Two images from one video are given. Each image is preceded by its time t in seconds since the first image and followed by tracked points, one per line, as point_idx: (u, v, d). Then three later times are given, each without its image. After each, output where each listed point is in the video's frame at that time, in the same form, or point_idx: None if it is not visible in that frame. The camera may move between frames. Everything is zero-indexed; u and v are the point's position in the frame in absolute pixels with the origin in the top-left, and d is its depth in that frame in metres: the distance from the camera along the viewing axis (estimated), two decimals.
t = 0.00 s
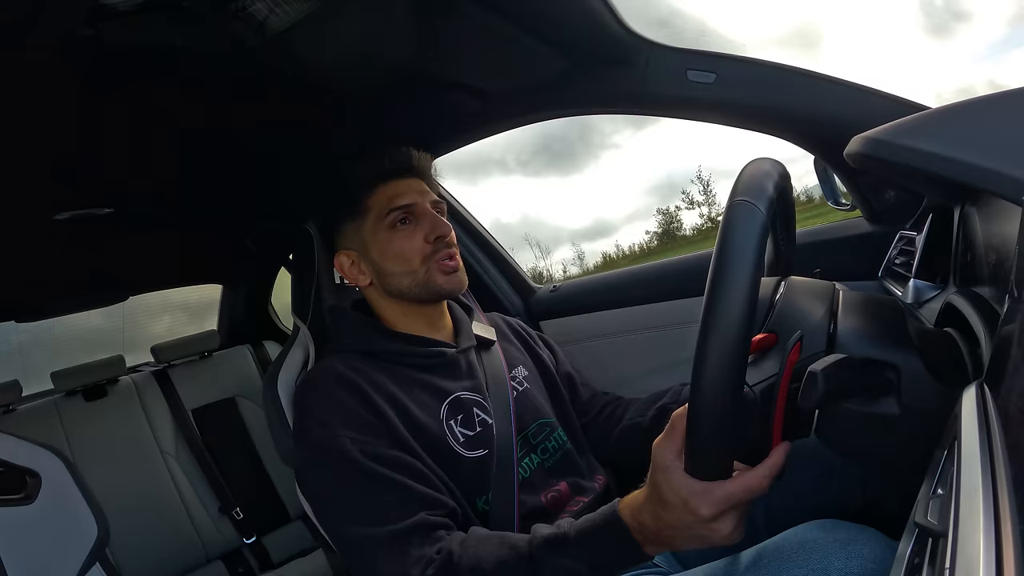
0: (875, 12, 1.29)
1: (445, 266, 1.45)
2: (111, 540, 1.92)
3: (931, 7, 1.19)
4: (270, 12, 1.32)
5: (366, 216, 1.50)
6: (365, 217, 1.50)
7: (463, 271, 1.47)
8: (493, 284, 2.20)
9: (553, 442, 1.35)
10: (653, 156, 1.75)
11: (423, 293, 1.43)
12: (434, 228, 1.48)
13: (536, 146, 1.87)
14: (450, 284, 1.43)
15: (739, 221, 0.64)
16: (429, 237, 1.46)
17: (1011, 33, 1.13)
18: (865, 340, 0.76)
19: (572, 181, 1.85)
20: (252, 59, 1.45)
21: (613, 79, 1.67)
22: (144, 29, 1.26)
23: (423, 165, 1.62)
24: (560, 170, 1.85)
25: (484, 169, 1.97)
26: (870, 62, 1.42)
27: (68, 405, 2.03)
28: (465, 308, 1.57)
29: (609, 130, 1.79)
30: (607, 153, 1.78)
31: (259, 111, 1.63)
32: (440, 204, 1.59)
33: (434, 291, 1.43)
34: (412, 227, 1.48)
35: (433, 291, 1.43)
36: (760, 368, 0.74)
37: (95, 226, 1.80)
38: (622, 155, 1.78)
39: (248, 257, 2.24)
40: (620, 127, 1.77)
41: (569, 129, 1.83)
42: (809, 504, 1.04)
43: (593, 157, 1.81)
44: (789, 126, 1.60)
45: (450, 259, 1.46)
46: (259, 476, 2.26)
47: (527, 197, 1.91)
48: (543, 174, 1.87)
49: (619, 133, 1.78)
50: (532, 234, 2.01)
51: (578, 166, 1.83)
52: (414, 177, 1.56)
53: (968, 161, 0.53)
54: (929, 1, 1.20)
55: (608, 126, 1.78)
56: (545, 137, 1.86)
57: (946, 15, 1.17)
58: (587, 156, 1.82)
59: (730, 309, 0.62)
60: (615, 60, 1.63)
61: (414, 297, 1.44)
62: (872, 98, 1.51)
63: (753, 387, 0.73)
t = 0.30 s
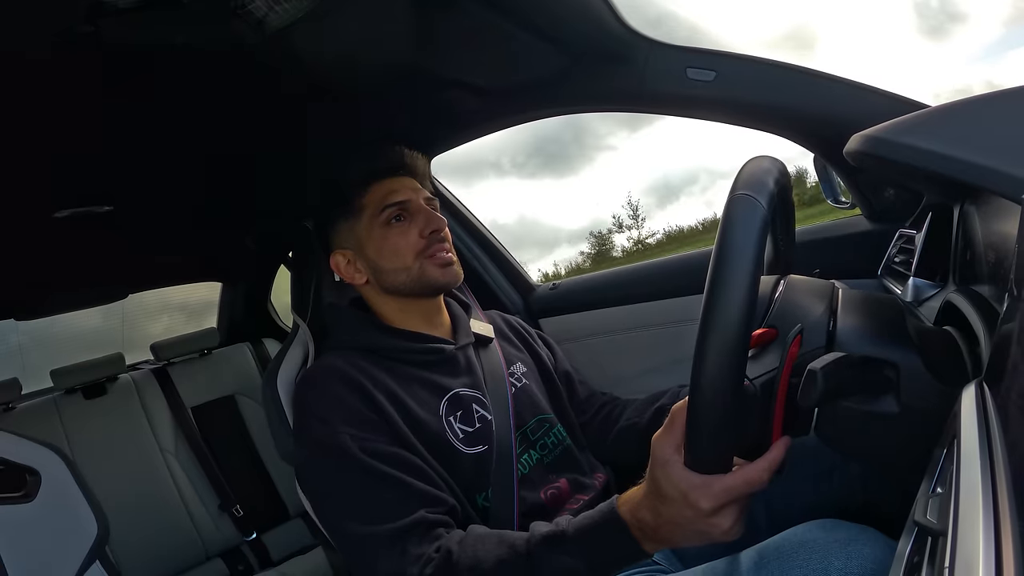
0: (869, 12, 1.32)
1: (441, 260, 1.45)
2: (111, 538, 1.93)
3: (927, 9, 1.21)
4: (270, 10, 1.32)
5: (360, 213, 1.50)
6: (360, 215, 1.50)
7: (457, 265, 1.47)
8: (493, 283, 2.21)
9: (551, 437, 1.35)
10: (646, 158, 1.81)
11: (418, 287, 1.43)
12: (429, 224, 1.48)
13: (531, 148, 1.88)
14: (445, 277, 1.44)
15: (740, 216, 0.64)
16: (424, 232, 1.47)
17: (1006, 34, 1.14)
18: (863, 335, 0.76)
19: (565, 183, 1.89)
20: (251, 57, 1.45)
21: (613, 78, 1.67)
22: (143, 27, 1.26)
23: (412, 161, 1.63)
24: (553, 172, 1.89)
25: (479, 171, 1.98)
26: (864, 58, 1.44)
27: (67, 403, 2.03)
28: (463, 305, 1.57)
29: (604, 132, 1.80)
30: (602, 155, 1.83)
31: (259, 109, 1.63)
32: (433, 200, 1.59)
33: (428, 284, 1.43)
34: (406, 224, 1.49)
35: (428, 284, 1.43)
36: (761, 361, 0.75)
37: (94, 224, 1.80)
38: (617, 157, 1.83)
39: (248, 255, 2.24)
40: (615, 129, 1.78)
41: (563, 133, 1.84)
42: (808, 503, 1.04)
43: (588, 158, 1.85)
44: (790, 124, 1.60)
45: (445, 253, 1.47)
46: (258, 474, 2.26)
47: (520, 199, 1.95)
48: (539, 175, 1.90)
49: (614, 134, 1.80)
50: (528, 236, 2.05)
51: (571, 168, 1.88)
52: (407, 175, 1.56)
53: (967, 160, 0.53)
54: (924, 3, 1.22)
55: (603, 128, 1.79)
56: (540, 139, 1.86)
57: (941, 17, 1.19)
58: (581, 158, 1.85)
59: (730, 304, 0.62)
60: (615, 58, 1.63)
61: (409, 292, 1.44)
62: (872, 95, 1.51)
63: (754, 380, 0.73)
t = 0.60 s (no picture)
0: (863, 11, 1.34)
1: (441, 259, 1.45)
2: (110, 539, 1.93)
3: (922, 11, 1.23)
4: (269, 11, 1.32)
5: (361, 213, 1.50)
6: (361, 213, 1.50)
7: (457, 264, 1.47)
8: (493, 283, 2.20)
9: (551, 437, 1.35)
10: (643, 159, 1.79)
11: (418, 287, 1.43)
12: (429, 223, 1.48)
13: (527, 150, 1.88)
14: (444, 276, 1.44)
15: (739, 218, 0.64)
16: (424, 231, 1.47)
17: (1002, 35, 1.15)
18: (864, 335, 0.74)
19: (561, 186, 1.88)
20: (251, 57, 1.45)
21: (612, 78, 1.67)
22: (142, 27, 1.26)
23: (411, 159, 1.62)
24: (549, 174, 1.87)
25: (476, 173, 1.98)
26: (859, 56, 1.45)
27: (67, 404, 2.03)
28: (463, 304, 1.58)
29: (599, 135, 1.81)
30: (597, 157, 1.82)
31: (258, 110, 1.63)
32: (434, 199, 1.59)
33: (428, 284, 1.43)
34: (407, 222, 1.49)
35: (428, 284, 1.43)
36: (757, 365, 0.74)
37: (93, 225, 1.80)
38: (612, 159, 1.82)
39: (247, 255, 2.24)
40: (610, 131, 1.79)
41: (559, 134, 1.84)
42: (807, 502, 1.05)
43: (583, 161, 1.84)
44: (790, 124, 1.60)
45: (445, 251, 1.46)
46: (258, 474, 2.26)
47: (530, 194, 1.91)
48: (534, 177, 1.89)
49: (610, 137, 1.80)
50: (527, 238, 2.03)
51: (568, 171, 1.86)
52: (408, 173, 1.56)
53: (966, 160, 0.53)
54: (921, 4, 1.24)
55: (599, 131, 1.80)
56: (535, 142, 1.86)
57: (937, 17, 1.21)
58: (577, 161, 1.84)
59: (728, 306, 0.62)
60: (614, 57, 1.63)
61: (409, 292, 1.44)
62: (871, 95, 1.51)
63: (751, 384, 0.73)
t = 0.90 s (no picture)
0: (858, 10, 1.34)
1: (439, 263, 1.45)
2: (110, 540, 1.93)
3: (919, 13, 1.23)
4: (270, 11, 1.32)
5: (360, 215, 1.50)
6: (360, 215, 1.50)
7: (456, 268, 1.48)
8: (493, 283, 2.20)
9: (552, 439, 1.35)
10: (637, 162, 1.78)
11: (417, 291, 1.43)
12: (428, 226, 1.49)
13: (522, 153, 1.87)
14: (444, 280, 1.44)
15: (739, 222, 0.64)
16: (423, 234, 1.47)
17: (999, 36, 1.15)
18: (866, 339, 0.74)
19: (556, 190, 1.85)
20: (252, 58, 1.45)
21: (613, 79, 1.67)
22: (144, 28, 1.26)
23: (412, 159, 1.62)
24: (544, 177, 1.85)
25: (471, 175, 1.96)
26: (850, 54, 1.45)
27: (68, 404, 2.03)
28: (464, 306, 1.57)
29: (594, 137, 1.80)
30: (591, 159, 1.80)
31: (260, 110, 1.63)
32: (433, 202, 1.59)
33: (427, 288, 1.43)
34: (406, 225, 1.49)
35: (427, 288, 1.43)
36: (758, 372, 0.73)
37: (95, 225, 1.81)
38: (607, 161, 1.81)
39: (248, 255, 2.24)
40: (605, 133, 1.79)
41: (551, 139, 1.84)
42: (809, 505, 1.04)
43: (577, 163, 1.82)
44: (791, 124, 1.60)
45: (444, 255, 1.47)
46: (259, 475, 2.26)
47: (522, 198, 1.90)
48: (529, 179, 1.87)
49: (606, 138, 1.80)
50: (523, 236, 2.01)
51: (563, 173, 1.83)
52: (408, 176, 1.57)
53: (969, 160, 0.53)
54: (916, 7, 1.24)
55: (594, 132, 1.80)
56: (529, 144, 1.86)
57: (933, 20, 1.20)
58: (571, 164, 1.82)
59: (729, 311, 0.62)
60: (615, 57, 1.63)
61: (408, 296, 1.44)
62: (870, 96, 1.52)
63: (751, 392, 0.72)
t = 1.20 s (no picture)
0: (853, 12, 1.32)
1: (447, 255, 1.44)
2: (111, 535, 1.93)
3: (915, 14, 1.22)
4: (270, 7, 1.31)
5: (369, 206, 1.49)
6: (368, 207, 1.49)
7: (464, 261, 1.47)
8: (494, 280, 2.20)
9: (554, 434, 1.35)
10: (636, 164, 1.76)
11: (424, 282, 1.42)
12: (437, 219, 1.47)
13: (518, 154, 1.87)
14: (451, 273, 1.43)
15: (740, 215, 0.64)
16: (432, 227, 1.46)
17: (997, 37, 1.13)
18: (867, 337, 0.74)
19: (550, 191, 1.83)
20: (252, 54, 1.45)
21: (613, 76, 1.67)
22: (143, 24, 1.26)
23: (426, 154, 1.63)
24: (539, 178, 1.83)
25: (467, 178, 1.95)
26: (850, 53, 1.44)
27: (68, 401, 2.03)
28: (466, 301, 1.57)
29: (591, 139, 1.80)
30: (588, 161, 1.80)
31: (260, 106, 1.63)
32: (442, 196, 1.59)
33: (434, 281, 1.42)
34: (415, 217, 1.48)
35: (434, 280, 1.42)
36: (760, 362, 0.75)
37: (94, 222, 1.80)
38: (603, 164, 1.80)
39: (248, 252, 2.24)
40: (601, 134, 1.79)
41: (548, 138, 1.85)
42: (808, 500, 1.05)
43: (573, 164, 1.82)
44: (792, 122, 1.60)
45: (452, 248, 1.46)
46: (259, 471, 2.27)
47: (516, 200, 1.89)
48: (524, 181, 1.85)
49: (602, 141, 1.79)
50: (522, 237, 2.01)
51: (559, 175, 1.81)
52: (417, 169, 1.56)
53: (969, 159, 0.53)
54: (913, 7, 1.23)
55: (590, 134, 1.81)
56: (527, 146, 1.87)
57: (929, 21, 1.20)
58: (568, 166, 1.82)
59: (730, 306, 0.62)
60: (616, 55, 1.63)
61: (415, 286, 1.43)
62: (869, 94, 1.52)
63: (753, 380, 0.74)
